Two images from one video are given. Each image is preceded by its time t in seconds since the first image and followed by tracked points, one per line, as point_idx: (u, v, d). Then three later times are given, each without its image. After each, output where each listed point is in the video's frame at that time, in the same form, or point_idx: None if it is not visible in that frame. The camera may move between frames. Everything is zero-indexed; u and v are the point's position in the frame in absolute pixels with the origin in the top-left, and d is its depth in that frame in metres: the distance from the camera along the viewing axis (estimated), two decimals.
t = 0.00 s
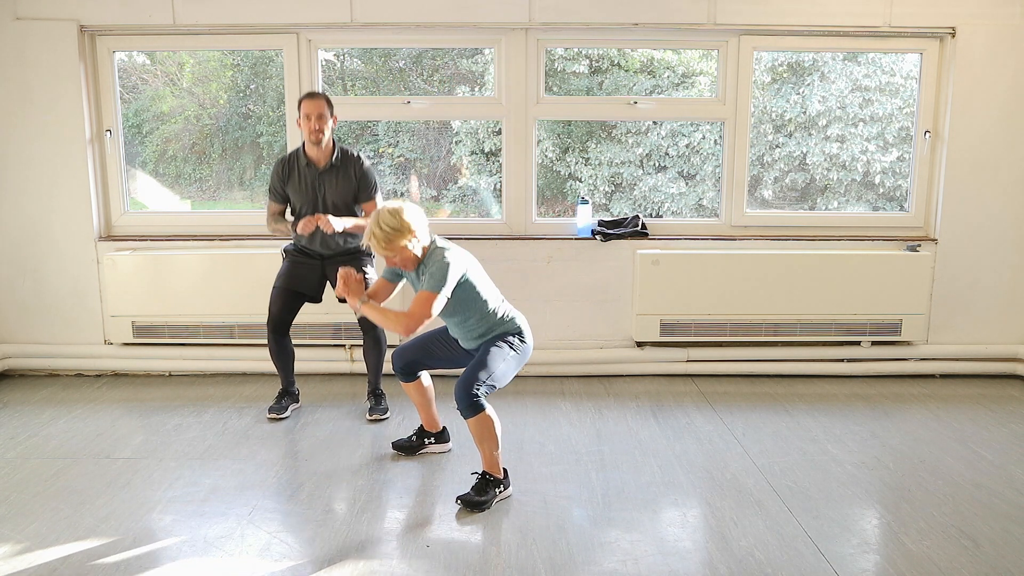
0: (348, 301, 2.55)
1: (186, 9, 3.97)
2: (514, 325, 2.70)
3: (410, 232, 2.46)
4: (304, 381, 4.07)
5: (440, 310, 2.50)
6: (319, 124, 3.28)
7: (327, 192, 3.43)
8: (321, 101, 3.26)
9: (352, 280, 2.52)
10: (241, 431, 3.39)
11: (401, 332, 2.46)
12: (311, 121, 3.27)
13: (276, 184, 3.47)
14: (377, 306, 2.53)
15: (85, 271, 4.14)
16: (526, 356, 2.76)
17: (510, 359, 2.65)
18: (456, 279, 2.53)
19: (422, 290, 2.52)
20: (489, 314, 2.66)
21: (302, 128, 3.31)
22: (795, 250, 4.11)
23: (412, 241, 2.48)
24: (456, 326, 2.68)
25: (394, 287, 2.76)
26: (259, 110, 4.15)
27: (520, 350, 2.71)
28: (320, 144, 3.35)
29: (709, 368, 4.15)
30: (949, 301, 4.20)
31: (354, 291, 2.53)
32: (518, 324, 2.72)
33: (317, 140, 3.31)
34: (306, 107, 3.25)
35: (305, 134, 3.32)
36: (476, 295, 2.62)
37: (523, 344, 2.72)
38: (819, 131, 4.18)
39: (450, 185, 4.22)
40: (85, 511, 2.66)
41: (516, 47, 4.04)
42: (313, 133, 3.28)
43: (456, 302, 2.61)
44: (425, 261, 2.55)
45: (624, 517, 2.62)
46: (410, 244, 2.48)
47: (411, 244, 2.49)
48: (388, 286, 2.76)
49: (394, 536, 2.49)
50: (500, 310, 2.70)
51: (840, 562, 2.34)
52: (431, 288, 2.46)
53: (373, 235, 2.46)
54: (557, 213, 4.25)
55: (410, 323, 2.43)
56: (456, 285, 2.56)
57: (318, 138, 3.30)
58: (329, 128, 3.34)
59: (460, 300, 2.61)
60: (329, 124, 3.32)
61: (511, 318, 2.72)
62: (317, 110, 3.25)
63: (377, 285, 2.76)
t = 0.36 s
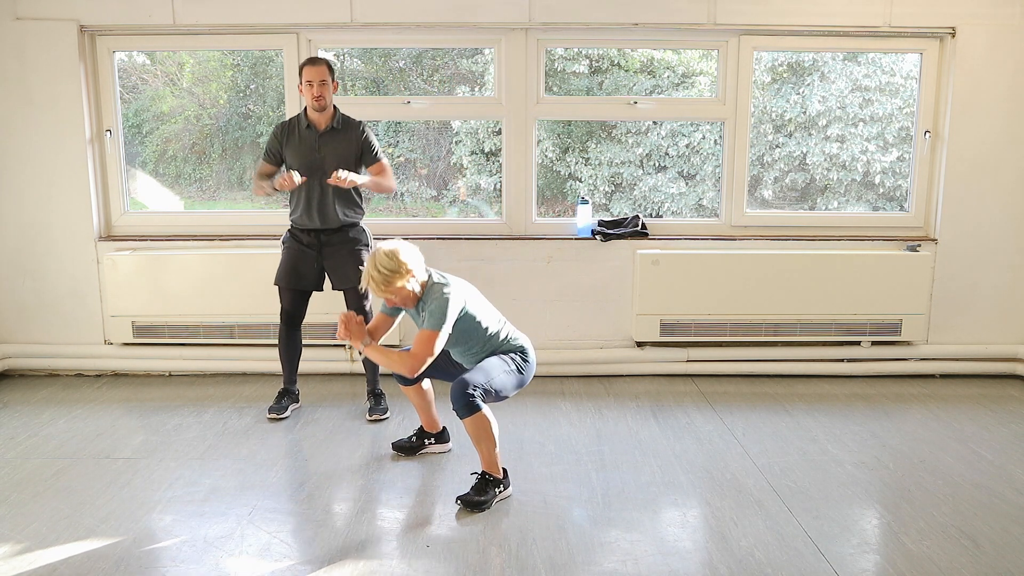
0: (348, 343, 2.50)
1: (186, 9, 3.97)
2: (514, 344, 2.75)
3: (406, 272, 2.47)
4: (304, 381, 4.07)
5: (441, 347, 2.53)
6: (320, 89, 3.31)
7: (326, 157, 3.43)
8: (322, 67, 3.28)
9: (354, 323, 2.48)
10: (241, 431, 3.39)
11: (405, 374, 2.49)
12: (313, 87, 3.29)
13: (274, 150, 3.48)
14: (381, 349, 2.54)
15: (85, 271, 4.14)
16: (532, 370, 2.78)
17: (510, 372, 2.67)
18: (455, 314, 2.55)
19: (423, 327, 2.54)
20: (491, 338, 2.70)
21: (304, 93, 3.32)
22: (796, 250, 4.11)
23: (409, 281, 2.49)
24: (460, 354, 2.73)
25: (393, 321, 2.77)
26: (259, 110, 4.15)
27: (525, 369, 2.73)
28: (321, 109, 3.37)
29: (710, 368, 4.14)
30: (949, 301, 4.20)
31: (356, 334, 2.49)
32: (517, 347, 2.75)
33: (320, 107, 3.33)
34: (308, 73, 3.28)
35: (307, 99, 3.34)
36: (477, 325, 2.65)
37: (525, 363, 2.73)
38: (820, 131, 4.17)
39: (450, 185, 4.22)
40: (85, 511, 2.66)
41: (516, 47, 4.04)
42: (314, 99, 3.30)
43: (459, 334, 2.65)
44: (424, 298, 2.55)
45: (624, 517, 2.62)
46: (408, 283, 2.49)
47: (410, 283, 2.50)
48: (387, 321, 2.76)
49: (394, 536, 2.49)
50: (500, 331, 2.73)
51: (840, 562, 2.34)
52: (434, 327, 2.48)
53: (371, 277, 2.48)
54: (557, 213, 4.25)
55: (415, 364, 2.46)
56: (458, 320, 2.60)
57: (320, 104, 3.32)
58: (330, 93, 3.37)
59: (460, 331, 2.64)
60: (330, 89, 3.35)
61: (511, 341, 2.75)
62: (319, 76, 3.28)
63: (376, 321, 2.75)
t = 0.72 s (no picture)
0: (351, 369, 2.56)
1: (186, 9, 3.97)
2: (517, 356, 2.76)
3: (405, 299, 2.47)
4: (304, 381, 4.07)
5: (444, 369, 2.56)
6: (320, 90, 3.31)
7: (326, 156, 3.43)
8: (322, 67, 3.28)
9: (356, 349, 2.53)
10: (241, 432, 3.39)
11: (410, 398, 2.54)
12: (313, 88, 3.29)
13: (274, 149, 3.47)
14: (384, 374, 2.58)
15: (85, 271, 4.14)
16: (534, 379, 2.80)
17: (511, 381, 2.68)
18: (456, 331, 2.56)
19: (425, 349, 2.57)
20: (494, 352, 2.72)
21: (303, 93, 3.32)
22: (796, 250, 4.11)
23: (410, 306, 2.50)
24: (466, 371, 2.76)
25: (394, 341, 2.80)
26: (259, 110, 4.15)
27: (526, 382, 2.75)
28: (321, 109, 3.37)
29: (710, 368, 4.14)
30: (949, 301, 4.20)
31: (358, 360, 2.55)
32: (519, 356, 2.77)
33: (320, 108, 3.34)
34: (307, 73, 3.27)
35: (307, 99, 3.34)
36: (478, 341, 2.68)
37: (528, 375, 2.75)
38: (819, 131, 4.17)
39: (450, 185, 4.22)
40: (85, 511, 2.66)
41: (516, 47, 4.04)
42: (314, 99, 3.30)
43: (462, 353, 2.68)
44: (425, 321, 2.57)
45: (624, 517, 2.62)
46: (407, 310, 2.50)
47: (410, 308, 2.51)
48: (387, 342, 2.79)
49: (394, 536, 2.49)
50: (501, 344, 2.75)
51: (840, 562, 2.34)
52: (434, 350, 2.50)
53: (371, 304, 2.48)
54: (557, 213, 4.25)
55: (419, 389, 2.51)
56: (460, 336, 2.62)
57: (319, 105, 3.32)
58: (330, 93, 3.37)
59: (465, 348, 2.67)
60: (329, 89, 3.35)
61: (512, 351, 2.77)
62: (319, 76, 3.27)
63: (377, 343, 2.79)
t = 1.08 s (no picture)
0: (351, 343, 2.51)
1: (186, 9, 3.97)
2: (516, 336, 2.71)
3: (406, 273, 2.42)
4: (304, 381, 4.07)
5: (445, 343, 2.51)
6: (321, 87, 3.31)
7: (324, 155, 3.43)
8: (322, 64, 3.28)
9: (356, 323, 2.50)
10: (241, 432, 3.39)
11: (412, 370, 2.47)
12: (313, 85, 3.30)
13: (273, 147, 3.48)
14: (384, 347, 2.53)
15: (85, 271, 4.14)
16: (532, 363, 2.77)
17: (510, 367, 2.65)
18: (457, 308, 2.51)
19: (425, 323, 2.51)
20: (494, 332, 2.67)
21: (304, 90, 3.33)
22: (796, 250, 4.11)
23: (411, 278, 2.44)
24: (465, 350, 2.70)
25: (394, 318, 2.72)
26: (259, 110, 4.15)
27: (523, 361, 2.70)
28: (320, 107, 3.37)
29: (710, 368, 4.14)
30: (949, 301, 4.20)
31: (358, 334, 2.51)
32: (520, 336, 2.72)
33: (320, 105, 3.35)
34: (308, 70, 3.28)
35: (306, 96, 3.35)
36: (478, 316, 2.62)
37: (526, 357, 2.72)
38: (820, 131, 4.17)
39: (450, 185, 4.22)
40: (85, 511, 2.66)
41: (517, 47, 4.04)
42: (314, 96, 3.31)
43: (463, 330, 2.63)
44: (425, 296, 2.51)
45: (624, 517, 2.62)
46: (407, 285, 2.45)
47: (410, 283, 2.45)
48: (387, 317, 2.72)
49: (394, 536, 2.49)
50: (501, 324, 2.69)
51: (840, 562, 2.34)
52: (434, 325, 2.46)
53: (372, 275, 2.44)
54: (557, 213, 4.25)
55: (421, 360, 2.45)
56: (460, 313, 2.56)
57: (319, 102, 3.32)
58: (330, 90, 3.37)
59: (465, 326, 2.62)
60: (330, 87, 3.36)
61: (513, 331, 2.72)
62: (319, 73, 3.27)
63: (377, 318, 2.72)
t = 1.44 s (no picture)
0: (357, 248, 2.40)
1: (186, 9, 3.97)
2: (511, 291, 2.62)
3: (424, 177, 2.44)
4: (303, 381, 4.07)
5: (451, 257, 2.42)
6: (307, 86, 3.34)
7: (312, 154, 3.44)
8: (308, 63, 3.32)
9: (364, 228, 2.41)
10: (240, 432, 3.39)
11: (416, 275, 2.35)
12: (300, 83, 3.32)
13: (261, 149, 3.48)
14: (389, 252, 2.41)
15: (85, 271, 4.14)
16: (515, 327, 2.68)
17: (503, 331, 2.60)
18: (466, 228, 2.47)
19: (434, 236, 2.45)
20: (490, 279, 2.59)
21: (291, 88, 3.35)
22: (796, 250, 4.11)
23: (425, 184, 2.46)
24: (457, 280, 2.61)
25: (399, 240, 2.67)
26: (259, 110, 4.15)
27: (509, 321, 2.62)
28: (307, 105, 3.40)
29: (710, 368, 4.14)
30: (949, 301, 4.19)
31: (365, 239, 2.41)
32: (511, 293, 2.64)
33: (306, 103, 3.36)
34: (294, 69, 3.31)
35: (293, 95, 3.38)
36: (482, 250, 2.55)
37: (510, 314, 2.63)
38: (819, 131, 4.18)
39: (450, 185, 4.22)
40: (85, 511, 2.66)
41: (516, 47, 4.04)
42: (301, 94, 3.33)
43: (463, 257, 2.55)
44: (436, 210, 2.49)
45: (624, 517, 2.62)
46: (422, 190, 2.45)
47: (424, 190, 2.46)
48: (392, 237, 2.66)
49: (394, 536, 2.49)
50: (501, 272, 2.61)
51: (840, 562, 2.34)
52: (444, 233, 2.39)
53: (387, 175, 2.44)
54: (557, 213, 4.25)
55: (426, 265, 2.34)
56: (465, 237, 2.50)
57: (306, 99, 3.34)
58: (317, 88, 3.40)
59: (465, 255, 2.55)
60: (317, 84, 3.38)
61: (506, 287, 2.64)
62: (304, 71, 3.30)
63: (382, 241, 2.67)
